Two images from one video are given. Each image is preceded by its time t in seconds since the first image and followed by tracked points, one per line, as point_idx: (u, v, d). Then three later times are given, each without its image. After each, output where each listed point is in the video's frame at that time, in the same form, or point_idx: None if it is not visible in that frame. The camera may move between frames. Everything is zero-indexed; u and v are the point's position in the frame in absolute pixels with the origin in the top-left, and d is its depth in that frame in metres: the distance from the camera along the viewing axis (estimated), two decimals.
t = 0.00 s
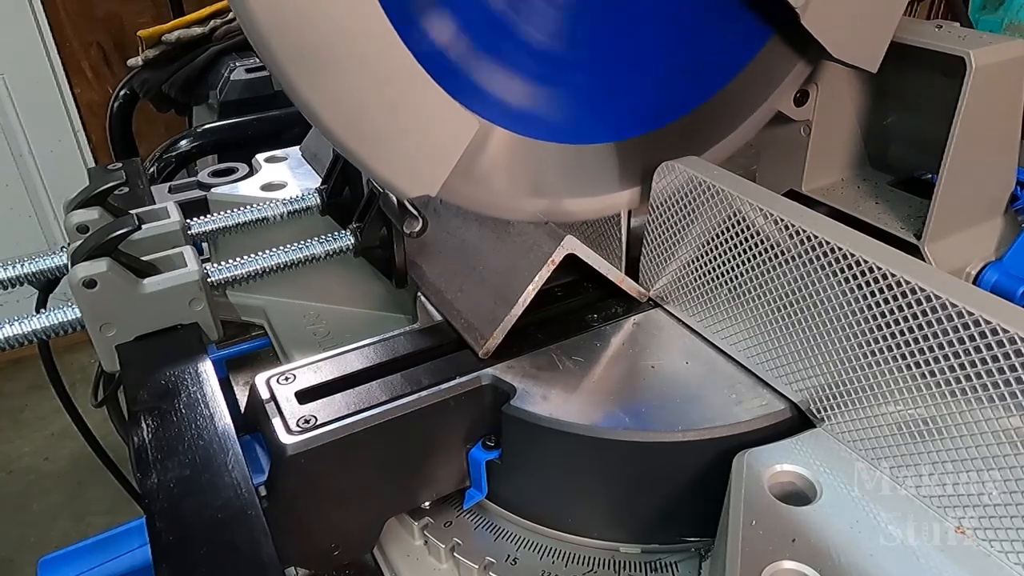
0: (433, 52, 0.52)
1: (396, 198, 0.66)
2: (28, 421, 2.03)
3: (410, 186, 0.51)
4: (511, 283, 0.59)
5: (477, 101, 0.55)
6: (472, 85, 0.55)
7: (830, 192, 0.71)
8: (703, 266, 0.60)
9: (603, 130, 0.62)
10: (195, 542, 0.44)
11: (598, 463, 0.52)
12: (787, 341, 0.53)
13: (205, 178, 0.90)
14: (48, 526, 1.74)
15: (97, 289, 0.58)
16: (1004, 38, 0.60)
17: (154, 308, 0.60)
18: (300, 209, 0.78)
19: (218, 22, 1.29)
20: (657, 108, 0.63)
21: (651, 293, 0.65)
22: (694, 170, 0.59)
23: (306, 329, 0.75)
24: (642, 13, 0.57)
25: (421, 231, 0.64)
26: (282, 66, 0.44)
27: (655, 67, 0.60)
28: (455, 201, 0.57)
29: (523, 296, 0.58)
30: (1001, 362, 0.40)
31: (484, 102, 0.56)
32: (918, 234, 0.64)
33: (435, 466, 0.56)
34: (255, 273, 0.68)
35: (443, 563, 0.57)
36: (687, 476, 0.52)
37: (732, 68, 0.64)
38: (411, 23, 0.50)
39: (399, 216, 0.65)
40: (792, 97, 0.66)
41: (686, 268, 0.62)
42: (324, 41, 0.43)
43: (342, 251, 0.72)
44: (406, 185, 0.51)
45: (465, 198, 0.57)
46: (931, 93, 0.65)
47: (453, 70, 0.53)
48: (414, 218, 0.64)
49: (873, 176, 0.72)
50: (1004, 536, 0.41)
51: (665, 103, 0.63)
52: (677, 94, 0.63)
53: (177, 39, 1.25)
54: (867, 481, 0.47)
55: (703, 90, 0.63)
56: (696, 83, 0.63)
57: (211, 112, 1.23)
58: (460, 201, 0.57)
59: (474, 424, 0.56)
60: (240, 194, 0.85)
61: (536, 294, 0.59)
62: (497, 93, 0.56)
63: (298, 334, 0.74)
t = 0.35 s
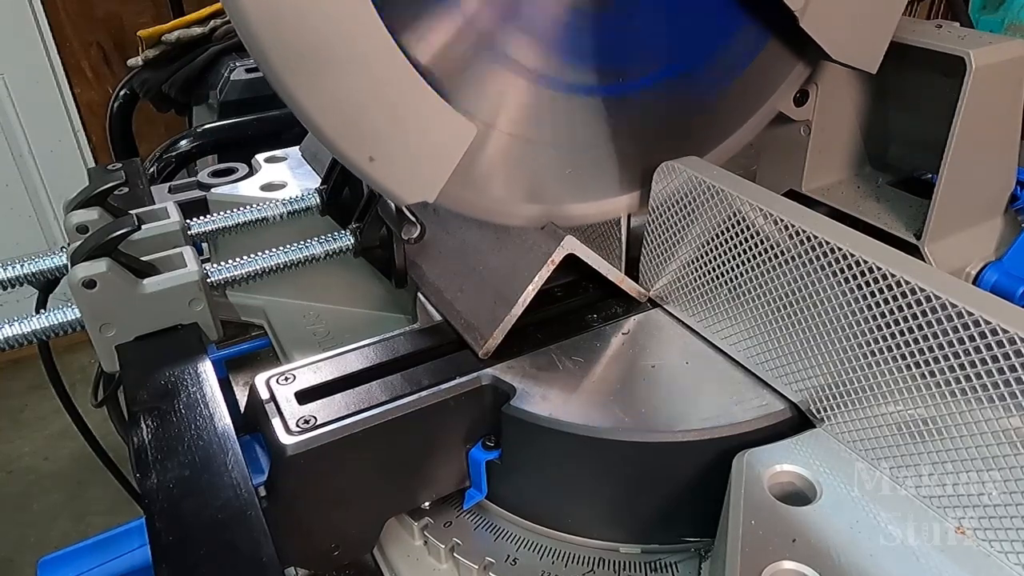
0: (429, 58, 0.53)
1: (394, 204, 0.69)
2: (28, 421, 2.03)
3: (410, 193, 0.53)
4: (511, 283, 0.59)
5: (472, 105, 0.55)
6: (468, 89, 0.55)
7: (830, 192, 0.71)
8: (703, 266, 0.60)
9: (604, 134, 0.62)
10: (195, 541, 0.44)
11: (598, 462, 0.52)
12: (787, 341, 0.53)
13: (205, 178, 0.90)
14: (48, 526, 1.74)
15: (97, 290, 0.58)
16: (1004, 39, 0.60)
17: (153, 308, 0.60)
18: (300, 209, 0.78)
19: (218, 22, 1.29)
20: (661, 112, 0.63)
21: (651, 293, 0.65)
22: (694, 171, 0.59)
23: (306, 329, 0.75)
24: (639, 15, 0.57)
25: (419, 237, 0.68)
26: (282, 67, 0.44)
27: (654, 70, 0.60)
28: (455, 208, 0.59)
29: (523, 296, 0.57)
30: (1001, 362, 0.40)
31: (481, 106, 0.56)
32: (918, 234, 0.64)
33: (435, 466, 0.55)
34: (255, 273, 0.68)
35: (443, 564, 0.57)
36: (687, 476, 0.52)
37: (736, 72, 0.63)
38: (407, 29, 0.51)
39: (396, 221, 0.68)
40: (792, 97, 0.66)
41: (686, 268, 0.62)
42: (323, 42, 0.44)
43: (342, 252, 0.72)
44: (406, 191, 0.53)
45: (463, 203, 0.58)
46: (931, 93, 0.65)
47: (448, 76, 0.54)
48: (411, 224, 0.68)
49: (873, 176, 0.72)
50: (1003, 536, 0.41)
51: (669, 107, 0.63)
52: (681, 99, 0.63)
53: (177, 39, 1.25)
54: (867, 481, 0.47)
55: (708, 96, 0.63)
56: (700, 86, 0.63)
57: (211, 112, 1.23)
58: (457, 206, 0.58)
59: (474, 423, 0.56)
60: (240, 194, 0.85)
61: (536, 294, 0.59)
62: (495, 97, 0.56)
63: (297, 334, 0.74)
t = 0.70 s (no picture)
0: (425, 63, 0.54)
1: (393, 209, 0.68)
2: (29, 421, 2.03)
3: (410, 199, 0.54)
4: (511, 283, 0.59)
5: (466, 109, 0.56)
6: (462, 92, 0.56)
7: (831, 192, 0.71)
8: (703, 266, 0.60)
9: (601, 136, 0.63)
10: (194, 542, 0.44)
11: (598, 462, 0.52)
12: (787, 341, 0.53)
13: (205, 178, 0.90)
14: (48, 526, 1.74)
15: (97, 290, 0.58)
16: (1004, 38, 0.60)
17: (153, 309, 0.60)
18: (300, 209, 0.78)
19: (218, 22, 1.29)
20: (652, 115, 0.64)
21: (651, 293, 0.65)
22: (694, 171, 0.59)
23: (306, 329, 0.75)
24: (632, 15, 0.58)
25: (417, 241, 0.66)
26: (282, 67, 0.44)
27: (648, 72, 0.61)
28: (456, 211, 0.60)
29: (523, 296, 0.57)
30: (1001, 362, 0.40)
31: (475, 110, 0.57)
32: (918, 234, 0.64)
33: (435, 466, 0.56)
34: (255, 273, 0.68)
35: (443, 564, 0.57)
36: (687, 476, 0.52)
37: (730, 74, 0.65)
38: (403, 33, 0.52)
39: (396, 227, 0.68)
40: (792, 96, 0.66)
41: (686, 268, 0.62)
42: (323, 41, 0.44)
43: (342, 252, 0.72)
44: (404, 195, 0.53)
45: (464, 207, 0.60)
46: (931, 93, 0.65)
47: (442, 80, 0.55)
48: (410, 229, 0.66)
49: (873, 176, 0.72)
50: (1003, 536, 0.41)
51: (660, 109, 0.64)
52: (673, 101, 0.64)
53: (177, 39, 1.25)
54: (867, 481, 0.47)
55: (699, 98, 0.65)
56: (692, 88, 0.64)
57: (211, 112, 1.23)
58: (457, 211, 0.60)
59: (474, 423, 0.56)
60: (240, 194, 0.86)
61: (536, 294, 0.59)
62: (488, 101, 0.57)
63: (297, 334, 0.74)
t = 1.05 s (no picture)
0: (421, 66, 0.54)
1: (391, 213, 0.70)
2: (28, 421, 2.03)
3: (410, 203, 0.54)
4: (511, 283, 0.59)
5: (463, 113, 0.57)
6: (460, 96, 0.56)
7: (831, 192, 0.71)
8: (703, 266, 0.60)
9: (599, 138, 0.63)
10: (195, 541, 0.44)
11: (598, 462, 0.52)
12: (787, 342, 0.53)
13: (204, 178, 0.90)
14: (48, 526, 1.74)
15: (97, 290, 0.58)
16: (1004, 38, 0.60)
17: (153, 309, 0.60)
18: (300, 209, 0.78)
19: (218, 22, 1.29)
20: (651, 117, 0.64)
21: (651, 293, 0.65)
22: (695, 171, 0.59)
23: (306, 329, 0.75)
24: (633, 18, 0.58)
25: (417, 246, 0.68)
26: (283, 67, 0.44)
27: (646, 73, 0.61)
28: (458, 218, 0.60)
29: (523, 296, 0.58)
30: (1001, 363, 0.40)
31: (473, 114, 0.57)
32: (918, 234, 0.64)
33: (435, 466, 0.55)
34: (255, 273, 0.68)
35: (443, 564, 0.57)
36: (687, 476, 0.52)
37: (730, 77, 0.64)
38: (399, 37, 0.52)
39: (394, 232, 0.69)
40: (792, 96, 0.66)
41: (686, 268, 0.62)
42: (323, 41, 0.44)
43: (342, 252, 0.72)
44: (404, 197, 0.53)
45: (466, 211, 0.60)
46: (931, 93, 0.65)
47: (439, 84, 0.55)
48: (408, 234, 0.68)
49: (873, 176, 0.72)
50: (1004, 536, 0.41)
51: (657, 112, 0.64)
52: (674, 102, 0.64)
53: (177, 39, 1.25)
54: (867, 481, 0.47)
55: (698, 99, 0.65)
56: (690, 90, 0.64)
57: (211, 112, 1.23)
58: (459, 216, 0.60)
59: (474, 423, 0.56)
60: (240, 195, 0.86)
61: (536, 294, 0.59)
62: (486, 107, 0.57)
63: (297, 334, 0.74)
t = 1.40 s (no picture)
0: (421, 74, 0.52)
1: (389, 218, 0.71)
2: (29, 421, 2.03)
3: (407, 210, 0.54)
4: (511, 283, 0.59)
5: (463, 117, 0.55)
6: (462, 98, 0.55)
7: (831, 192, 0.71)
8: (702, 266, 0.60)
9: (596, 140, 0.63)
10: (194, 542, 0.44)
11: (598, 462, 0.52)
12: (787, 341, 0.53)
13: (204, 178, 0.90)
14: (48, 526, 1.74)
15: (97, 290, 0.58)
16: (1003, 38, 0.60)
17: (153, 309, 0.60)
18: (300, 209, 0.78)
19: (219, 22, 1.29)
20: (652, 120, 0.64)
21: (651, 293, 0.65)
22: (694, 171, 0.59)
23: (306, 330, 0.75)
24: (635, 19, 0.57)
25: (414, 250, 0.69)
26: (283, 67, 0.44)
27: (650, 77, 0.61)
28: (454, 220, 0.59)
29: (523, 296, 0.58)
30: (1001, 362, 0.40)
31: (473, 117, 0.56)
32: (918, 234, 0.64)
33: (435, 466, 0.56)
34: (255, 273, 0.68)
35: (443, 564, 0.57)
36: (687, 476, 0.52)
37: (728, 78, 0.64)
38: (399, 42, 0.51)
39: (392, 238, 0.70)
40: (792, 96, 0.66)
41: (686, 267, 0.61)
42: (323, 41, 0.44)
43: (341, 252, 0.72)
44: (401, 202, 0.53)
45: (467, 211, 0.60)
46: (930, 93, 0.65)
47: (439, 90, 0.54)
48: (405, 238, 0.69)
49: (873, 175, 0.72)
50: (1003, 536, 0.41)
51: (658, 116, 0.64)
52: (675, 106, 0.64)
53: (178, 39, 1.25)
54: (867, 481, 0.47)
55: (698, 101, 0.65)
56: (692, 94, 0.64)
57: (211, 113, 1.23)
58: (458, 221, 0.59)
59: (474, 423, 0.56)
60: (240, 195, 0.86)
61: (536, 293, 0.60)
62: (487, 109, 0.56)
63: (297, 335, 0.74)
